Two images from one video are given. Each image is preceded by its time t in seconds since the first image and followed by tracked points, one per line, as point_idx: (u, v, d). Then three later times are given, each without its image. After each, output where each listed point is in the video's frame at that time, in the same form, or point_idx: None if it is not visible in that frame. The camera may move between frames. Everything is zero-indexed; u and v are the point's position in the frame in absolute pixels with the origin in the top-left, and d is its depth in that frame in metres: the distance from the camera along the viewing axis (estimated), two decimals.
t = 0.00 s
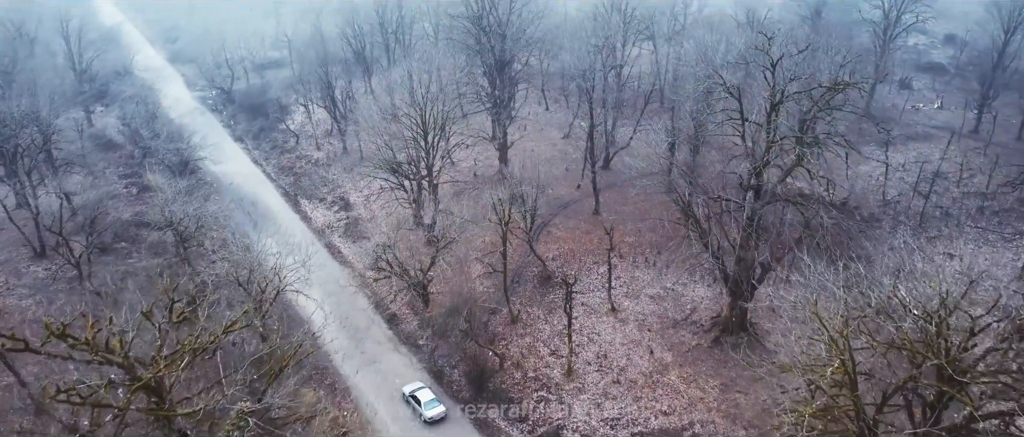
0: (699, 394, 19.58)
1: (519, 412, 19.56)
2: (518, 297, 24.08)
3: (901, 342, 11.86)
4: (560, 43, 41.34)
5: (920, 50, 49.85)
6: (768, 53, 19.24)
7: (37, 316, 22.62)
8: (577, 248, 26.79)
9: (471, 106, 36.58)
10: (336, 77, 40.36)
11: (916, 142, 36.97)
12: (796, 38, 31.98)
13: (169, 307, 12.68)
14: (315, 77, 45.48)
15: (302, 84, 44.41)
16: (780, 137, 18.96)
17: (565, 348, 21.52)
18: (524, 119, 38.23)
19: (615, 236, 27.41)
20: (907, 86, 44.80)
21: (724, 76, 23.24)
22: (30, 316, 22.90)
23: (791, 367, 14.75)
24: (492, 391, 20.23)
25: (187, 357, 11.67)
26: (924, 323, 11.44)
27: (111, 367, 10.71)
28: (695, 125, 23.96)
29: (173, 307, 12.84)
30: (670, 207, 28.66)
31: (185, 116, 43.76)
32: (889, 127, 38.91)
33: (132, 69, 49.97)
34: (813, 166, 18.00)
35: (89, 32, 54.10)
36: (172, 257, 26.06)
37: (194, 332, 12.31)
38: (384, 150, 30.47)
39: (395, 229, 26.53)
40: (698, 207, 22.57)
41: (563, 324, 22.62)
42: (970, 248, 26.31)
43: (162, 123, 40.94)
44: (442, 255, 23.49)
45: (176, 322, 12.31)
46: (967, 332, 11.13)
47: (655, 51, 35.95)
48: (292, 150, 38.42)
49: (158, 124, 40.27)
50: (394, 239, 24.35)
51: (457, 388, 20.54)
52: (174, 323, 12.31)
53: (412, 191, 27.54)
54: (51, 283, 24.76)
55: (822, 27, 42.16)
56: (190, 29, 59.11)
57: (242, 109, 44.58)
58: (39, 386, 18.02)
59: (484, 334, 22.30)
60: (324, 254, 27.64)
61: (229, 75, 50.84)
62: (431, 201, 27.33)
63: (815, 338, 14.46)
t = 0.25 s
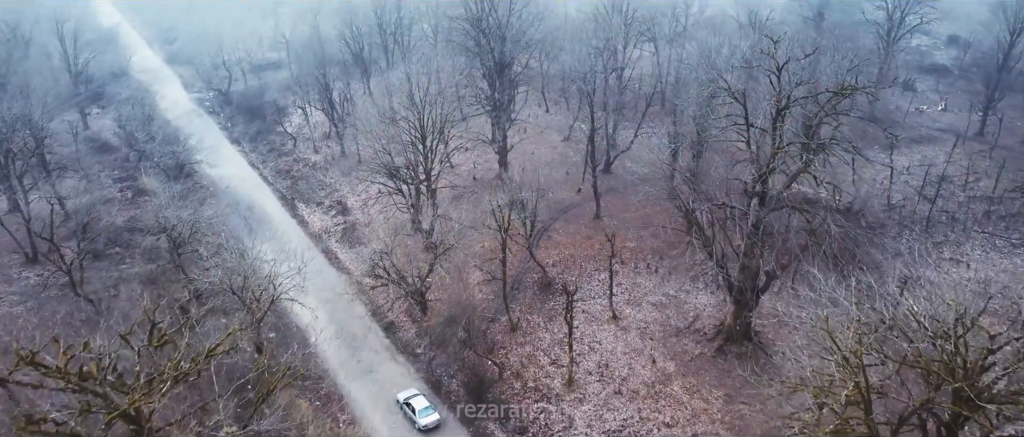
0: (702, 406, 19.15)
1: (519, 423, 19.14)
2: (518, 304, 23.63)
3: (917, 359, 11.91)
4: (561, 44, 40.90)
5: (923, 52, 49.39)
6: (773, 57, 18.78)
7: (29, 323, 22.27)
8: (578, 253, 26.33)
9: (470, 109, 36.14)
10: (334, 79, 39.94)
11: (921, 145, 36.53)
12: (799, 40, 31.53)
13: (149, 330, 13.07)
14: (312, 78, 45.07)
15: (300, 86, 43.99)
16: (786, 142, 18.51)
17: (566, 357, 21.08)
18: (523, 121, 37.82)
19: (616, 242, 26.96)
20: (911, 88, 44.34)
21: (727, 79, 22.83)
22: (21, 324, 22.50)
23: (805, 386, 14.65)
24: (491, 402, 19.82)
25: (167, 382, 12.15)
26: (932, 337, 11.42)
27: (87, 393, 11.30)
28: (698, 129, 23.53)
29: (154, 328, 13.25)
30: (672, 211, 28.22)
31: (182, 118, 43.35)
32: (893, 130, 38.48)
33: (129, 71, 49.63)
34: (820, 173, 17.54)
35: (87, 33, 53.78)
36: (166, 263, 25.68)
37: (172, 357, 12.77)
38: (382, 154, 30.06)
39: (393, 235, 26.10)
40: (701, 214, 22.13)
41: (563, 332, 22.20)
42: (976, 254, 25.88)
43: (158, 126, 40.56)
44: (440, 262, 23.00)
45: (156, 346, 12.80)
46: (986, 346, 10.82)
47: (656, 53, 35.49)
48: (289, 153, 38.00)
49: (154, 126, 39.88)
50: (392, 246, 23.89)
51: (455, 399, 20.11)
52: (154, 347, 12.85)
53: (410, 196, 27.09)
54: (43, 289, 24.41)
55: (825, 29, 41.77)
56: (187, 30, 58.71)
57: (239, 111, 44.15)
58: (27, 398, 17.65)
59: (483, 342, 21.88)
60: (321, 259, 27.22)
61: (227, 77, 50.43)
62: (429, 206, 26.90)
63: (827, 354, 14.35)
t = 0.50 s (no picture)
0: (706, 419, 18.66)
1: None
2: (518, 312, 23.13)
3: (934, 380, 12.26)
4: (561, 46, 40.42)
5: (927, 53, 48.91)
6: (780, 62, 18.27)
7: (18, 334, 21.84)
8: (579, 260, 25.82)
9: (468, 112, 35.66)
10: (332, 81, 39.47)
11: (926, 148, 36.02)
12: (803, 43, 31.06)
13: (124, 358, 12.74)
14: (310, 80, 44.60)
15: (297, 88, 43.51)
16: (794, 149, 17.91)
17: (567, 369, 20.59)
18: (523, 124, 37.37)
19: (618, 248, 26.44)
20: (915, 90, 43.85)
21: (731, 83, 22.33)
22: (10, 333, 22.04)
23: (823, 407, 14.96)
24: (490, 414, 19.35)
25: (142, 414, 12.21)
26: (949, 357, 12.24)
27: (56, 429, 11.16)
28: (701, 134, 23.00)
29: (129, 355, 13.02)
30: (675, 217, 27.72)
31: (178, 120, 42.84)
32: (897, 132, 37.99)
33: (125, 73, 49.13)
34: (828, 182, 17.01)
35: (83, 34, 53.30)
36: (158, 270, 25.19)
37: (149, 387, 12.65)
38: (380, 158, 29.58)
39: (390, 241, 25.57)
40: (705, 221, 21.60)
41: (564, 342, 21.70)
42: (984, 261, 25.41)
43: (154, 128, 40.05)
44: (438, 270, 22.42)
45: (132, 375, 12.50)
46: (1004, 368, 11.52)
47: (657, 56, 35.01)
48: (286, 156, 37.51)
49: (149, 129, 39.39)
50: (389, 253, 23.34)
51: (453, 412, 19.62)
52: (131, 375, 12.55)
53: (408, 201, 26.58)
54: (33, 298, 23.94)
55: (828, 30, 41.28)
56: (184, 31, 58.19)
57: (236, 114, 43.64)
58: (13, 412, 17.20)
59: (481, 353, 21.39)
60: (317, 267, 26.70)
61: (224, 78, 49.93)
62: (427, 212, 26.41)
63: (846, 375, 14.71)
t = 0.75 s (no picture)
0: (710, 431, 18.24)
1: None
2: (518, 320, 22.70)
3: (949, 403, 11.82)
4: (561, 47, 40.01)
5: (930, 54, 48.50)
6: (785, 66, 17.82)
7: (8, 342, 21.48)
8: (579, 266, 25.38)
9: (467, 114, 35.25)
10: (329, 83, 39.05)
11: (930, 151, 35.59)
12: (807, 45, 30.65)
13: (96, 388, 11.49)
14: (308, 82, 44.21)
15: (295, 90, 43.12)
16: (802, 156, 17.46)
17: (567, 378, 20.17)
18: (523, 127, 36.93)
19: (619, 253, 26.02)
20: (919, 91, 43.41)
21: (735, 86, 21.89)
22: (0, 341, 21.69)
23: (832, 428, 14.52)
24: (488, 426, 18.95)
25: None
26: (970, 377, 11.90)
27: None
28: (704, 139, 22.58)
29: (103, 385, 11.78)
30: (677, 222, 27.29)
31: (174, 122, 42.41)
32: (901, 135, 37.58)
33: (121, 74, 48.70)
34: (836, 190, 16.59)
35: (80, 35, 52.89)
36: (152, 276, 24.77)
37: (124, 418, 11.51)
38: (377, 161, 29.17)
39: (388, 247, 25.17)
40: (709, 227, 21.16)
41: (564, 350, 21.26)
42: (991, 267, 24.98)
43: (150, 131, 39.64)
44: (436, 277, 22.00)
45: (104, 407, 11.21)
46: None
47: (658, 58, 34.59)
48: (283, 159, 37.09)
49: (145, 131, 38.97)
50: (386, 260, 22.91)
51: (451, 423, 19.21)
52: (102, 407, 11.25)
53: (405, 206, 26.14)
54: (24, 305, 23.54)
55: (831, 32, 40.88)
56: (182, 31, 57.79)
57: (233, 116, 43.23)
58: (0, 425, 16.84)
59: (480, 362, 20.98)
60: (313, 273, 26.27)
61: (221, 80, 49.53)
62: (425, 217, 25.99)
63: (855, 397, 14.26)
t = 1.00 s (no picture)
0: None
1: None
2: (517, 330, 22.20)
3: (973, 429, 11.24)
4: (561, 49, 39.54)
5: (934, 56, 48.04)
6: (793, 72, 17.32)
7: None
8: (580, 274, 24.87)
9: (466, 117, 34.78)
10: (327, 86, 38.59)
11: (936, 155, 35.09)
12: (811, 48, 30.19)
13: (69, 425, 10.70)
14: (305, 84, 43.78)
15: (292, 93, 42.66)
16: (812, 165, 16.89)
17: (568, 391, 19.67)
18: (522, 130, 36.39)
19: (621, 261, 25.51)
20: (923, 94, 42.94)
21: (739, 91, 21.38)
22: None
23: None
24: None
25: None
26: (988, 402, 11.34)
27: None
28: (708, 145, 22.07)
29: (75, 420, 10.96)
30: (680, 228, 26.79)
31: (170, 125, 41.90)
32: (906, 138, 37.08)
33: (117, 75, 48.19)
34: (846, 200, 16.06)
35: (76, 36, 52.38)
36: (143, 283, 24.27)
37: None
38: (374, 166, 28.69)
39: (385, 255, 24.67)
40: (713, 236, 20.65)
41: (564, 361, 20.77)
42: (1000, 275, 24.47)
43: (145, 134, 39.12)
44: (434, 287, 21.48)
45: None
46: None
47: (660, 60, 34.11)
48: (280, 162, 36.60)
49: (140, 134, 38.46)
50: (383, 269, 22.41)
51: None
52: None
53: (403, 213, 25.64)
54: (12, 314, 23.06)
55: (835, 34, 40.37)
56: (179, 32, 57.28)
57: (229, 118, 42.73)
58: None
59: (478, 373, 20.50)
60: (309, 280, 25.75)
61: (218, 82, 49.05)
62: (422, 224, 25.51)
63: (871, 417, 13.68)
